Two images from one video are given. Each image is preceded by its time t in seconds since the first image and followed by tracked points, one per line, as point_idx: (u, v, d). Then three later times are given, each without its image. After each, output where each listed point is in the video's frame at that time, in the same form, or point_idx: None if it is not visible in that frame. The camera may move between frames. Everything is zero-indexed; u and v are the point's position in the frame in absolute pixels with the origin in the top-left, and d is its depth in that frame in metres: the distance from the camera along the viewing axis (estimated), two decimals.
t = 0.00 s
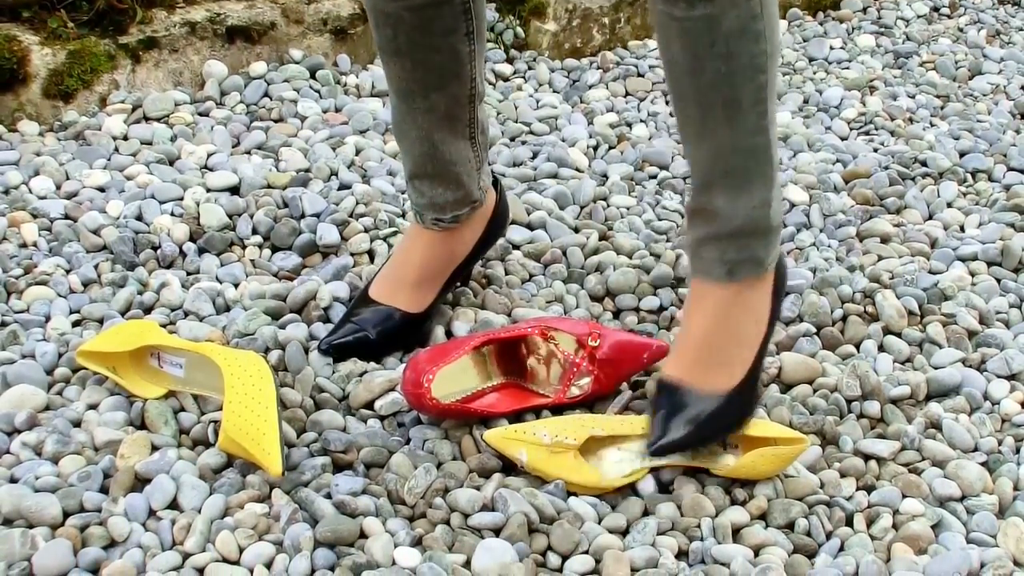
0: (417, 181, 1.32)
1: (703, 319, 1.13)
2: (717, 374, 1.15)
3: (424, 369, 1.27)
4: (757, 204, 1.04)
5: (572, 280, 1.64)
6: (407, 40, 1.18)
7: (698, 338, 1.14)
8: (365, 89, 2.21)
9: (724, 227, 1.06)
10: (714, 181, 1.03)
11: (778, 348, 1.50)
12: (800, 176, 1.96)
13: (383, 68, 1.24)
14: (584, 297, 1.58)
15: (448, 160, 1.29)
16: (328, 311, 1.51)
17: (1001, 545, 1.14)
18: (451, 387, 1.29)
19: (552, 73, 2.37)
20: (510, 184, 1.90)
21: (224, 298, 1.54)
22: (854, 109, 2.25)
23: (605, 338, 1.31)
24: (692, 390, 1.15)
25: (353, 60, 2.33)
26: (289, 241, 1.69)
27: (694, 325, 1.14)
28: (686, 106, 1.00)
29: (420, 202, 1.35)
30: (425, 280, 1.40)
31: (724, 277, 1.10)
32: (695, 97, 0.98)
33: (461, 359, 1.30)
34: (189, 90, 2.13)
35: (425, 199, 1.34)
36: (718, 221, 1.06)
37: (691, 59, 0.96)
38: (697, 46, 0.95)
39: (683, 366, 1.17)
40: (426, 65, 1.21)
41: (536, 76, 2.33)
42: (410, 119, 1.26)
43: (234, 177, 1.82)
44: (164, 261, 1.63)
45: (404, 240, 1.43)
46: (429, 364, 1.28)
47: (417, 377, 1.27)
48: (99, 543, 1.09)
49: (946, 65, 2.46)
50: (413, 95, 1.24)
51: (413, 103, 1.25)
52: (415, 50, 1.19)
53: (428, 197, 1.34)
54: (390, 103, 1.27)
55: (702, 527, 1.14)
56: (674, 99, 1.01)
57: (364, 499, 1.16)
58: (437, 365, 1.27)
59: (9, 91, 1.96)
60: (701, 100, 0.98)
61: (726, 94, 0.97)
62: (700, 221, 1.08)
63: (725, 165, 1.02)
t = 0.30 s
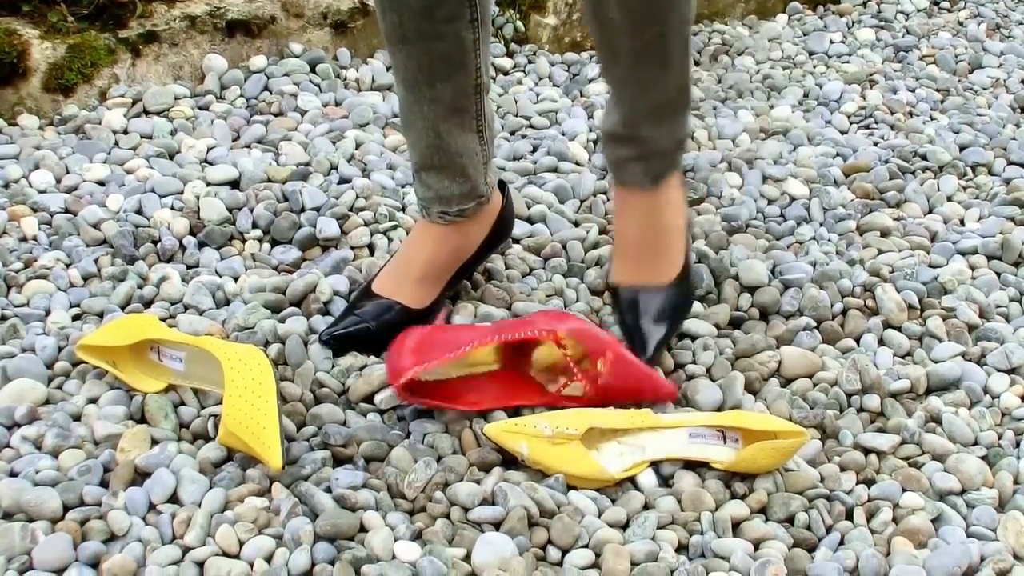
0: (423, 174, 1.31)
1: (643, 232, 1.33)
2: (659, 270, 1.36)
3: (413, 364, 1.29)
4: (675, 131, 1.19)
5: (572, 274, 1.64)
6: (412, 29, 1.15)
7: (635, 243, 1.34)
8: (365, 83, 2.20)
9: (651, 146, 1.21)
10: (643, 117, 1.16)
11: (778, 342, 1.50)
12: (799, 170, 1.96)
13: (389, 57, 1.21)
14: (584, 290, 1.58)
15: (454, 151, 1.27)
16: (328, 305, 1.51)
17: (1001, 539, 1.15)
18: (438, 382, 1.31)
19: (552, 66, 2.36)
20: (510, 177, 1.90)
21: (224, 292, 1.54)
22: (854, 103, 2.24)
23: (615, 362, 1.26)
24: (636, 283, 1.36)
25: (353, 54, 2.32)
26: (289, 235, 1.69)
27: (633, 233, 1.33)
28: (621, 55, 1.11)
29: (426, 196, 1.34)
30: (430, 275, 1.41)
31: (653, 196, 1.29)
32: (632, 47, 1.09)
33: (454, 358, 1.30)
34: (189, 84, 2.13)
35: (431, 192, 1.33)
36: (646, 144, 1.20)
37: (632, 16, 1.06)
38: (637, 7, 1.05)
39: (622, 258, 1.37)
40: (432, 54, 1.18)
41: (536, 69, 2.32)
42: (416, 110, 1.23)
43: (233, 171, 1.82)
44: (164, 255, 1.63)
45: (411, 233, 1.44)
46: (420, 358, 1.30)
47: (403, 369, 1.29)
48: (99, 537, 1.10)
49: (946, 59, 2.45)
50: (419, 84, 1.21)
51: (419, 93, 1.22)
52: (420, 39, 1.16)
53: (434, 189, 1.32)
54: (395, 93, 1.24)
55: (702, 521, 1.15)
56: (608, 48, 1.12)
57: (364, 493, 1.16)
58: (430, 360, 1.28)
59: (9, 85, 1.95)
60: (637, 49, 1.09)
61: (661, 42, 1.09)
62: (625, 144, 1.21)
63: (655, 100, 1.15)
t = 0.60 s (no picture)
0: (427, 168, 1.32)
1: (639, 273, 1.24)
2: (661, 323, 1.23)
3: (428, 426, 1.06)
4: (675, 171, 1.15)
5: (572, 268, 1.64)
6: (420, 24, 1.16)
7: (630, 290, 1.24)
8: (365, 77, 2.20)
9: (648, 186, 1.16)
10: (648, 148, 1.12)
11: (778, 335, 1.50)
12: (799, 163, 1.96)
13: (393, 54, 1.22)
14: (585, 284, 1.58)
15: (458, 144, 1.28)
16: (327, 297, 1.51)
17: (1001, 533, 1.15)
18: (449, 462, 1.03)
19: (552, 60, 2.36)
20: (510, 171, 1.89)
21: (223, 285, 1.54)
22: (855, 97, 2.24)
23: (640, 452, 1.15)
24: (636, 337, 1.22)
25: (353, 48, 2.32)
26: (289, 229, 1.69)
27: (626, 279, 1.24)
28: (637, 74, 1.07)
29: (429, 189, 1.35)
30: (433, 265, 1.41)
31: (645, 239, 1.22)
32: (651, 65, 1.06)
33: (480, 432, 1.04)
34: (189, 78, 2.12)
35: (435, 185, 1.34)
36: (646, 185, 1.15)
37: (660, 30, 1.03)
38: (669, 21, 1.02)
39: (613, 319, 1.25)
40: (437, 49, 1.18)
41: (536, 63, 2.32)
42: (421, 105, 1.24)
43: (234, 165, 1.82)
44: (164, 248, 1.63)
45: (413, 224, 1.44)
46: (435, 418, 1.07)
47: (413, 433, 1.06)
48: (99, 531, 1.10)
49: (946, 53, 2.45)
50: (425, 79, 1.22)
51: (425, 88, 1.23)
52: (426, 34, 1.17)
53: (438, 181, 1.33)
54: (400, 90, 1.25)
55: (701, 515, 1.15)
56: (619, 67, 1.07)
57: (364, 487, 1.16)
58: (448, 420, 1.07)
59: (9, 79, 1.95)
60: (655, 68, 1.06)
61: (682, 66, 1.06)
62: (621, 180, 1.16)
63: (661, 127, 1.10)
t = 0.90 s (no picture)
0: (432, 172, 1.32)
1: (661, 330, 1.15)
2: (678, 385, 1.14)
3: (535, 438, 0.98)
4: (694, 220, 1.08)
5: (572, 265, 1.64)
6: (430, 35, 1.16)
7: (649, 350, 1.15)
8: (365, 74, 2.20)
9: (669, 239, 1.08)
10: (672, 195, 1.05)
11: (778, 332, 1.50)
12: (799, 161, 1.96)
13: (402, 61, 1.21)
14: (585, 282, 1.58)
15: (465, 150, 1.29)
16: (325, 293, 1.52)
17: (1001, 529, 1.15)
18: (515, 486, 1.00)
19: (552, 57, 2.36)
20: (510, 168, 1.89)
21: (223, 282, 1.54)
22: (855, 94, 2.24)
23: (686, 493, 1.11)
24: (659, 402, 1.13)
25: (353, 45, 2.32)
26: (289, 226, 1.68)
27: (646, 336, 1.15)
28: (668, 115, 1.00)
29: (434, 190, 1.35)
30: (433, 262, 1.41)
31: (662, 296, 1.14)
32: (684, 106, 0.99)
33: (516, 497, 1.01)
34: (189, 75, 2.12)
35: (441, 188, 1.34)
36: (667, 237, 1.08)
37: (697, 67, 0.97)
38: (706, 57, 0.96)
39: (630, 380, 1.16)
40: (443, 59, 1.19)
41: (536, 60, 2.32)
42: (428, 113, 1.25)
43: (234, 162, 1.81)
44: (164, 246, 1.63)
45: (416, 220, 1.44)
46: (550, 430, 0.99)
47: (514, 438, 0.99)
48: (99, 528, 1.10)
49: (946, 50, 2.45)
50: (433, 88, 1.22)
51: (433, 97, 1.23)
52: (436, 44, 1.17)
53: (445, 185, 1.34)
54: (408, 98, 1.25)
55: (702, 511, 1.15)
56: (647, 109, 1.00)
57: (363, 484, 1.16)
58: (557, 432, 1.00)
59: (8, 76, 1.94)
60: (688, 108, 0.99)
61: (713, 105, 1.00)
62: (640, 233, 1.08)
63: (687, 170, 1.03)
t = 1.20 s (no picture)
0: (440, 173, 1.33)
1: (666, 331, 1.15)
2: (676, 379, 1.15)
3: (481, 414, 1.03)
4: (711, 233, 1.10)
5: (572, 263, 1.64)
6: (451, 43, 1.17)
7: (652, 348, 1.15)
8: (365, 72, 2.20)
9: (681, 247, 1.10)
10: (690, 209, 1.06)
11: (779, 330, 1.50)
12: (800, 158, 1.96)
13: (422, 66, 1.22)
14: (584, 279, 1.58)
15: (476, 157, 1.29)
16: (325, 290, 1.52)
17: (1001, 527, 1.15)
18: (479, 468, 1.03)
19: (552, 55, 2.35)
20: (510, 166, 1.89)
21: (223, 280, 1.54)
22: (854, 91, 2.24)
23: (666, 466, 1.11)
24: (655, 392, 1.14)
25: (353, 43, 2.32)
26: (289, 223, 1.68)
27: (649, 335, 1.16)
28: (693, 137, 1.01)
29: (440, 192, 1.35)
30: (434, 262, 1.41)
31: (671, 299, 1.15)
32: (708, 129, 1.00)
33: (485, 478, 1.03)
34: (188, 73, 2.12)
35: (448, 191, 1.34)
36: (680, 247, 1.10)
37: (725, 95, 0.98)
38: (735, 87, 0.97)
39: (627, 372, 1.17)
40: (467, 67, 1.19)
41: (536, 58, 2.32)
42: (442, 116, 1.25)
43: (234, 160, 1.81)
44: (164, 243, 1.63)
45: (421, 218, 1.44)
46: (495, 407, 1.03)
47: (463, 421, 1.03)
48: (99, 525, 1.09)
49: (946, 48, 2.45)
50: (449, 94, 1.22)
51: (448, 102, 1.23)
52: (457, 53, 1.18)
53: (452, 189, 1.34)
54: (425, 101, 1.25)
55: (703, 509, 1.15)
56: (673, 126, 1.01)
57: (364, 482, 1.16)
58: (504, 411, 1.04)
59: (9, 74, 1.94)
60: (712, 132, 1.00)
61: (738, 133, 1.01)
62: (655, 239, 1.10)
63: (707, 188, 1.05)
